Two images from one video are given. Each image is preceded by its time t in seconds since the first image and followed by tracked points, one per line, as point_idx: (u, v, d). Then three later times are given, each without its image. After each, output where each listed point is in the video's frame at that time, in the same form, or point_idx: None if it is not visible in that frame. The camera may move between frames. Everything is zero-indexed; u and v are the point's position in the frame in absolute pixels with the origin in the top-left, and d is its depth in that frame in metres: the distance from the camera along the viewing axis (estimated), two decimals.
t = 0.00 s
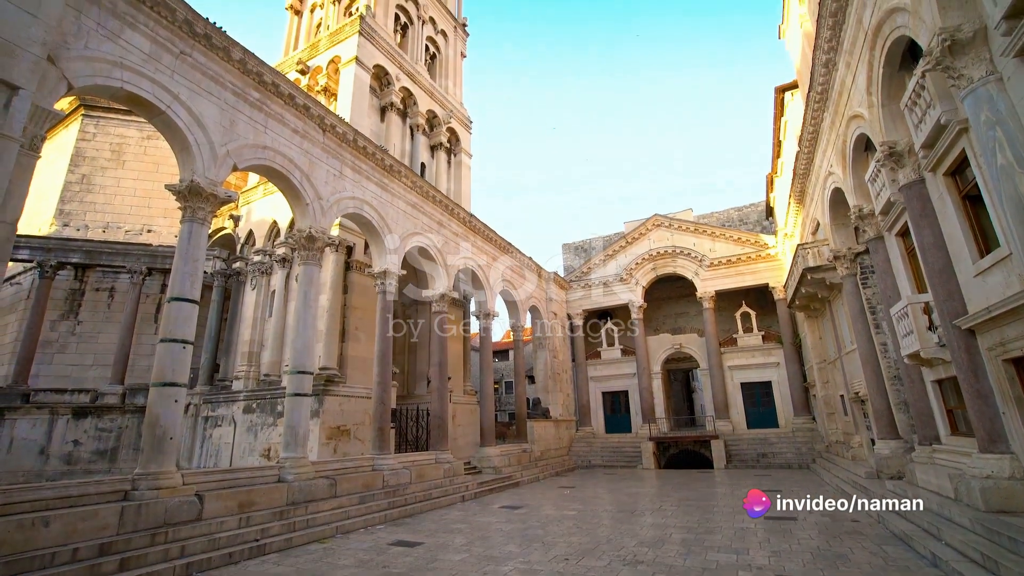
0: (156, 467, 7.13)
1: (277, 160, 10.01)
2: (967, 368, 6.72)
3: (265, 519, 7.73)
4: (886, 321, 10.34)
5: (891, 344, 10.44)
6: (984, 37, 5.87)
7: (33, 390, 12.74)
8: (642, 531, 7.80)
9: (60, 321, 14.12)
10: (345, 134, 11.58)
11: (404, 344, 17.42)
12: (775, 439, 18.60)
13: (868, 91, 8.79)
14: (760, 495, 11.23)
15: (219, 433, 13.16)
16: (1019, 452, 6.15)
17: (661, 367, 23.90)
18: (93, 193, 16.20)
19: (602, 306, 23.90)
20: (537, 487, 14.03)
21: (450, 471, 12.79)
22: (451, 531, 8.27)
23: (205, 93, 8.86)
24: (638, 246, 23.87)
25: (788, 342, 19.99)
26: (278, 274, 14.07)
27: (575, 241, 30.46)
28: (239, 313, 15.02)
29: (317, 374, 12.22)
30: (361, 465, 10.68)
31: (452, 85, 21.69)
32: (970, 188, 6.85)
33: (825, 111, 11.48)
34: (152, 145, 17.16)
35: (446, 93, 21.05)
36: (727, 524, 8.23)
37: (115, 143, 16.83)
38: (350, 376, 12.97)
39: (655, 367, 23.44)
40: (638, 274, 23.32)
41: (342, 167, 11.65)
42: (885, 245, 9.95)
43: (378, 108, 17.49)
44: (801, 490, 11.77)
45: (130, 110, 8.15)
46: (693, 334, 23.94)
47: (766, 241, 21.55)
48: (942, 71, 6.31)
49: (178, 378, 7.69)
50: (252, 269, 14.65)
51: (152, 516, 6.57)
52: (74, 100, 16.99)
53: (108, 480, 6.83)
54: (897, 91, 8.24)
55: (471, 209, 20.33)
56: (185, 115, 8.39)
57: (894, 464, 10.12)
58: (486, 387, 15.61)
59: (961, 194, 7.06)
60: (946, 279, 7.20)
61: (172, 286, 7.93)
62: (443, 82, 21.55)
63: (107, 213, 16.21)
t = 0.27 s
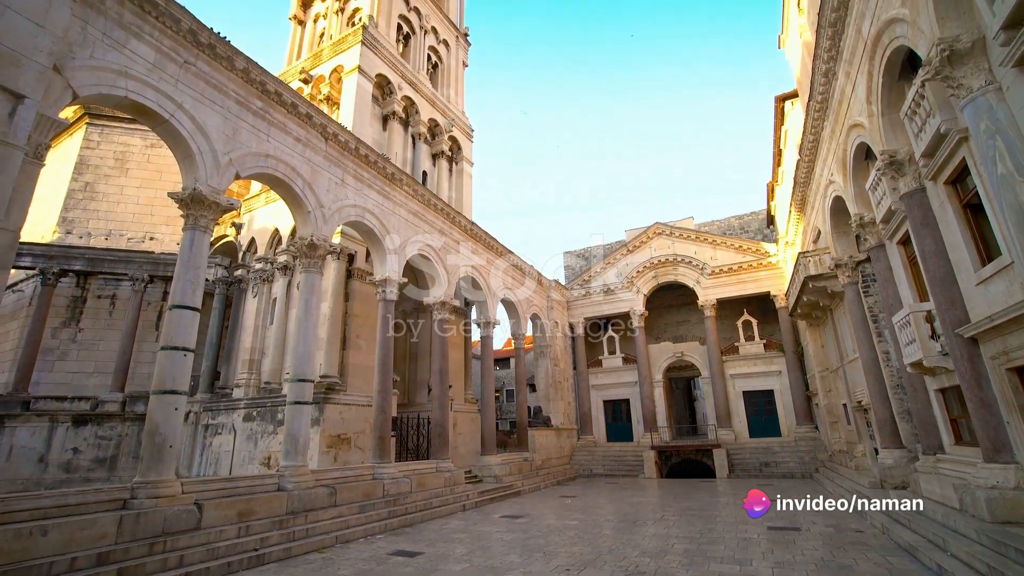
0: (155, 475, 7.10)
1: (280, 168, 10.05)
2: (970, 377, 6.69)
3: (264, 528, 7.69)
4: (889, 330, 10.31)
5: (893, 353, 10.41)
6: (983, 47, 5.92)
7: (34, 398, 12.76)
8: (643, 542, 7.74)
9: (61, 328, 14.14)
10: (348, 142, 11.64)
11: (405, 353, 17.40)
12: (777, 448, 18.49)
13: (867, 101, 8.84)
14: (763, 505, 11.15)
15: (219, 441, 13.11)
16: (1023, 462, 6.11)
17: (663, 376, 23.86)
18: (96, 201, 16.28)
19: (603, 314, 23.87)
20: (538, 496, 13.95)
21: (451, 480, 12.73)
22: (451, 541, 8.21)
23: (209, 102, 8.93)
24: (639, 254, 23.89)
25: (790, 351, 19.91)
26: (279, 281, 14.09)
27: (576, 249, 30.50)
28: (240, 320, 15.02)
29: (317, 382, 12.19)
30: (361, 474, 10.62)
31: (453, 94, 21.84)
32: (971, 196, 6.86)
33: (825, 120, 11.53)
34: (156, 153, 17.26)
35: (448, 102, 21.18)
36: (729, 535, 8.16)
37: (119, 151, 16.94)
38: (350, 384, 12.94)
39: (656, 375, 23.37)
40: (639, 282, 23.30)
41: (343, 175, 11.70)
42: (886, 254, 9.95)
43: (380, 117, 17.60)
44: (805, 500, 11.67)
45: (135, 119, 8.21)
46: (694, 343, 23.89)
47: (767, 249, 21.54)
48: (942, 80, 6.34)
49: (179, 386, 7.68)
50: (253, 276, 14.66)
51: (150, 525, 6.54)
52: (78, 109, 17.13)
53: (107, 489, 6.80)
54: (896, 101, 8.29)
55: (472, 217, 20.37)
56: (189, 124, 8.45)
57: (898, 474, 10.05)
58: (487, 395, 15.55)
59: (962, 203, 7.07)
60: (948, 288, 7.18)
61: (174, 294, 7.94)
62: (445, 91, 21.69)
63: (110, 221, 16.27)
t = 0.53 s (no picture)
0: (153, 485, 7.05)
1: (281, 177, 10.09)
2: (971, 387, 6.67)
3: (262, 538, 7.62)
4: (889, 339, 10.30)
5: (894, 362, 10.38)
6: (979, 59, 5.98)
7: (31, 406, 12.72)
8: (644, 553, 7.67)
9: (61, 336, 14.11)
10: (349, 152, 11.70)
11: (405, 361, 17.36)
12: (779, 457, 18.39)
13: (865, 111, 8.90)
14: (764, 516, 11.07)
15: (217, 450, 13.03)
16: None
17: (663, 385, 23.82)
18: (97, 209, 16.34)
19: (603, 323, 23.84)
20: (538, 506, 13.85)
21: (451, 490, 12.64)
22: (450, 552, 8.14)
23: (211, 111, 8.99)
24: (639, 263, 23.92)
25: (791, 360, 19.87)
26: (279, 289, 14.08)
27: (576, 258, 30.55)
28: (239, 328, 15.00)
29: (317, 391, 12.15)
30: (360, 483, 10.56)
31: (454, 104, 21.99)
32: (969, 206, 6.89)
33: (824, 129, 11.60)
34: (158, 161, 17.34)
35: (448, 112, 21.33)
36: (730, 546, 8.09)
37: (120, 159, 17.02)
38: (350, 393, 12.90)
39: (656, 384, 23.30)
40: (639, 291, 23.29)
41: (344, 184, 11.75)
42: (886, 263, 9.97)
43: (381, 127, 17.70)
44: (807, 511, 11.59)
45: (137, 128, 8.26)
46: (695, 351, 23.84)
47: (767, 258, 21.57)
48: (938, 91, 6.39)
49: (177, 394, 7.65)
50: (254, 284, 14.66)
51: (146, 536, 6.48)
52: (81, 118, 17.24)
53: (103, 499, 6.75)
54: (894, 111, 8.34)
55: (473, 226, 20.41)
56: (191, 134, 8.50)
57: (900, 484, 9.98)
58: (486, 403, 15.48)
59: (960, 213, 7.10)
60: (948, 297, 7.18)
61: (174, 302, 7.94)
62: (446, 101, 21.85)
63: (111, 229, 16.31)
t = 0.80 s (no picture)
0: (149, 495, 6.99)
1: (281, 186, 10.12)
2: (972, 397, 6.65)
3: (258, 549, 7.54)
4: (889, 348, 10.28)
5: (895, 371, 10.35)
6: (975, 70, 6.03)
7: (28, 414, 12.64)
8: (645, 565, 7.59)
9: (59, 344, 14.09)
10: (349, 160, 11.74)
11: (405, 370, 17.31)
12: (780, 467, 18.28)
13: (863, 121, 8.96)
14: (766, 526, 10.97)
15: (215, 460, 12.94)
16: None
17: (663, 394, 23.73)
18: (98, 217, 16.36)
19: (603, 332, 23.79)
20: (537, 517, 13.75)
21: (449, 500, 12.55)
22: (449, 564, 8.06)
23: (213, 120, 9.04)
24: (639, 272, 23.93)
25: (791, 369, 19.80)
26: (278, 298, 14.06)
27: (576, 267, 30.57)
28: (238, 337, 14.96)
29: (315, 400, 12.09)
30: (359, 494, 10.47)
31: (454, 114, 22.12)
32: (967, 216, 6.90)
33: (822, 139, 11.66)
34: (159, 170, 17.40)
35: (449, 121, 21.45)
36: (732, 557, 8.01)
37: (122, 167, 17.07)
38: (349, 401, 12.84)
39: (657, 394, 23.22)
40: (639, 299, 23.28)
41: (344, 193, 11.78)
42: (885, 272, 9.97)
43: (382, 136, 17.79)
44: (809, 522, 11.49)
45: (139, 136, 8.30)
46: (695, 361, 23.78)
47: (767, 267, 21.59)
48: (935, 102, 6.42)
49: (175, 403, 7.61)
50: (253, 292, 14.64)
51: (141, 547, 6.41)
52: (84, 126, 17.32)
53: (99, 509, 6.69)
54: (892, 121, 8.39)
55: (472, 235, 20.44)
56: (192, 142, 8.53)
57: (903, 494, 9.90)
58: (486, 413, 15.40)
59: (958, 223, 7.12)
60: (948, 306, 7.17)
61: (173, 310, 7.93)
62: (446, 111, 21.99)
63: (111, 236, 16.33)
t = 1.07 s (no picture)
0: (145, 504, 6.93)
1: (281, 194, 10.14)
2: (973, 405, 6.63)
3: (254, 558, 7.47)
4: (889, 356, 10.26)
5: (895, 379, 10.33)
6: (971, 80, 6.08)
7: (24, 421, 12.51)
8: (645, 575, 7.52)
9: (57, 351, 14.03)
10: (349, 168, 11.78)
11: (403, 378, 17.26)
12: (780, 476, 18.20)
13: (860, 130, 9.01)
14: (767, 536, 10.89)
15: (212, 468, 12.85)
16: None
17: (663, 402, 23.65)
18: (98, 224, 16.37)
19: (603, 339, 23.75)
20: (536, 526, 13.65)
21: (448, 508, 12.46)
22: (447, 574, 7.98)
23: (214, 128, 9.08)
24: (638, 280, 23.95)
25: (791, 377, 19.76)
26: (277, 305, 14.03)
27: (575, 275, 30.59)
28: (237, 344, 14.91)
29: (313, 407, 12.03)
30: (356, 502, 10.39)
31: (454, 122, 22.23)
32: (965, 224, 6.92)
33: (820, 148, 11.72)
34: (159, 177, 17.44)
35: (448, 129, 21.55)
36: (733, 567, 7.94)
37: (122, 174, 17.10)
38: (347, 409, 12.79)
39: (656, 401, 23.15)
40: (638, 307, 23.27)
41: (344, 200, 11.81)
42: (884, 280, 9.99)
43: (382, 144, 17.86)
44: (810, 531, 11.42)
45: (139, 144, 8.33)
46: (694, 369, 23.74)
47: (765, 275, 21.61)
48: (931, 111, 6.47)
49: (173, 411, 7.57)
50: (252, 300, 14.61)
51: (136, 557, 6.34)
52: (84, 133, 17.38)
53: (94, 518, 6.63)
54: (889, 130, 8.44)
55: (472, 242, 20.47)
56: (192, 150, 8.55)
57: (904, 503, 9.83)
58: (485, 421, 15.33)
59: (956, 231, 7.13)
60: (947, 314, 7.18)
61: (171, 317, 7.92)
62: (446, 119, 22.10)
63: (111, 243, 16.32)
